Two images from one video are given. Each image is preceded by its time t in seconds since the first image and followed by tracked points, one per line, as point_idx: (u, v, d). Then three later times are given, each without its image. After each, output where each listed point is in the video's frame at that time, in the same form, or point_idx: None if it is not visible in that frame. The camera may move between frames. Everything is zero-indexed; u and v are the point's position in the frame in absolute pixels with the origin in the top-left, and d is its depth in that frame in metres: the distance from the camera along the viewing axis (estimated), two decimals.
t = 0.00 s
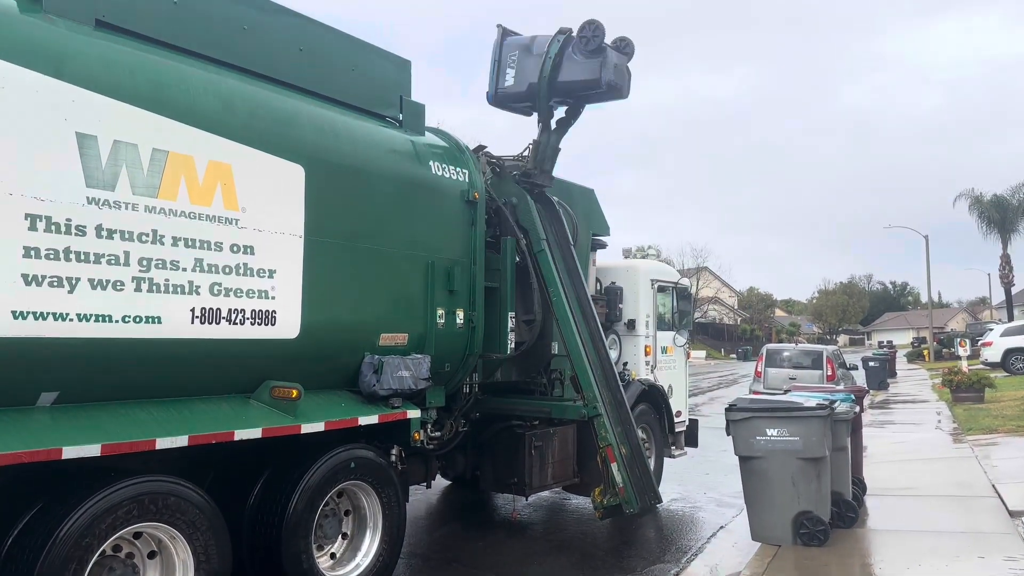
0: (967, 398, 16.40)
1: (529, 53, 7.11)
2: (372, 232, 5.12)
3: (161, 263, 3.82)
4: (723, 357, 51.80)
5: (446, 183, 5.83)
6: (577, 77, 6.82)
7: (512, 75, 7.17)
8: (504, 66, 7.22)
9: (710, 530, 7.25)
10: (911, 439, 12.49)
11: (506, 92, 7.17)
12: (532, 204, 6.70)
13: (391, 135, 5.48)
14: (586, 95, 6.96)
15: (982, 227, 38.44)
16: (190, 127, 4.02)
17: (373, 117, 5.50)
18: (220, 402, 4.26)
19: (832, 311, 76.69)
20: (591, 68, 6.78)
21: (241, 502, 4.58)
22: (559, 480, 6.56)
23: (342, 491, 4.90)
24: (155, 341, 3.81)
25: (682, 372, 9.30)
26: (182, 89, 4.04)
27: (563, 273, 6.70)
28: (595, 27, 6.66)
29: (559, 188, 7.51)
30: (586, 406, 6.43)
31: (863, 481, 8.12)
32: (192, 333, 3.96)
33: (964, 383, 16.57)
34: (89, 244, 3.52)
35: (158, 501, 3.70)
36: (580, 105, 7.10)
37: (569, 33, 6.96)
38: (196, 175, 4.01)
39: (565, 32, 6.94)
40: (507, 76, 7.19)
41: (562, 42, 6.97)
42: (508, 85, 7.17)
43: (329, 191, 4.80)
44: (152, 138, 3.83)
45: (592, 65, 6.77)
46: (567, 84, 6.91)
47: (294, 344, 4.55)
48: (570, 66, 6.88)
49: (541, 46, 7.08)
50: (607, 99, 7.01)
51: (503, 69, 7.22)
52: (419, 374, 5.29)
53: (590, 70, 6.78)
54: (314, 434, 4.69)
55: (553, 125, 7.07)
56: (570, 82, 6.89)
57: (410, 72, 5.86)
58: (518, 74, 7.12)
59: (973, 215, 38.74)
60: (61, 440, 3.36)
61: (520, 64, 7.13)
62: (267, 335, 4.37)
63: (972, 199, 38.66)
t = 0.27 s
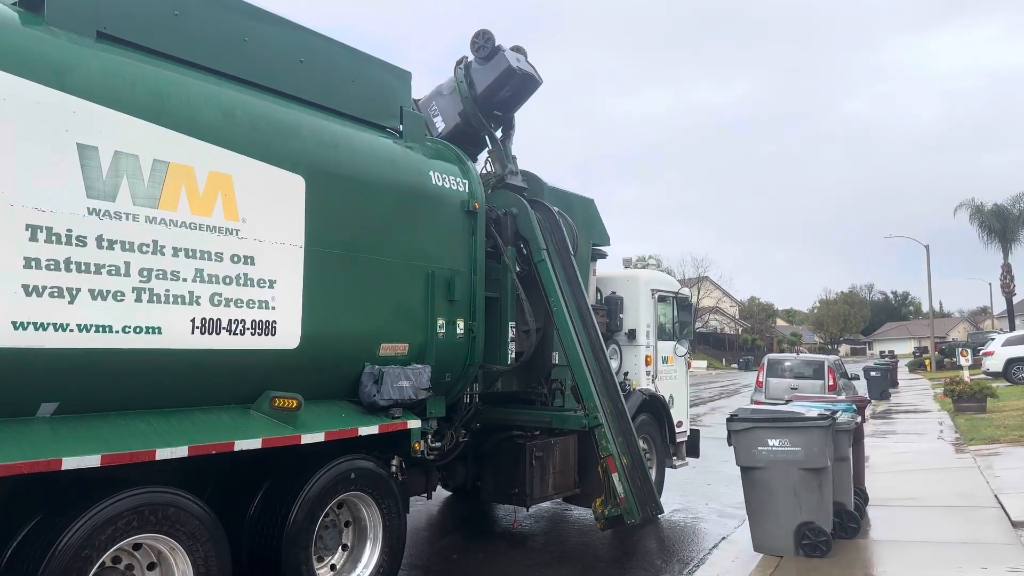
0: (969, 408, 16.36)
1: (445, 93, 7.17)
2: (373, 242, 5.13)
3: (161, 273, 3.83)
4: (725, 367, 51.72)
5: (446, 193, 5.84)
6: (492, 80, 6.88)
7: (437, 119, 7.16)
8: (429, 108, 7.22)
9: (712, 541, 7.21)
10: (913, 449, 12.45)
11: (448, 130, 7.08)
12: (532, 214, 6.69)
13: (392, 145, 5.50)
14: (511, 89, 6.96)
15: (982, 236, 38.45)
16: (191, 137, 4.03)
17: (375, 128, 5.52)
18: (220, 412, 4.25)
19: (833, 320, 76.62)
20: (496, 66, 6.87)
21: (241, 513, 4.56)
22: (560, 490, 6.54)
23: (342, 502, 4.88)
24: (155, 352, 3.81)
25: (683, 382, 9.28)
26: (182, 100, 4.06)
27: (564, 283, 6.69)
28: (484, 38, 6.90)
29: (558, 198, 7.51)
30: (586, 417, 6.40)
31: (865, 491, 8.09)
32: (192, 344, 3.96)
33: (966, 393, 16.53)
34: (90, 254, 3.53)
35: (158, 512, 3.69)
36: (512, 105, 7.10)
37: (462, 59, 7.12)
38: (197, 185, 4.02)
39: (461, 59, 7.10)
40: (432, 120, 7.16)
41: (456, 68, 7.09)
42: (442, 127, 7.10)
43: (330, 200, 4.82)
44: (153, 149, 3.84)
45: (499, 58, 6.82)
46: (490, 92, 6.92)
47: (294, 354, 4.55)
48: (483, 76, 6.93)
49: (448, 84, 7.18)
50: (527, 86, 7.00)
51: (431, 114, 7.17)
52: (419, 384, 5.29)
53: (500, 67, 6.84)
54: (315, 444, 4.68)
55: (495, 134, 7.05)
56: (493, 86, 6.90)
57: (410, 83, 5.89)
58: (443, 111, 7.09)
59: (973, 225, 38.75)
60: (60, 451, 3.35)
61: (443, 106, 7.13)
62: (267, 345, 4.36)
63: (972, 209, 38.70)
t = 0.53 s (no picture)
0: (971, 415, 16.33)
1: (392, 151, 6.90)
2: (373, 249, 5.13)
3: (161, 281, 3.83)
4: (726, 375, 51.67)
5: (446, 201, 5.85)
6: (438, 124, 6.73)
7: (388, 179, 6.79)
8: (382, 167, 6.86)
9: (713, 549, 7.19)
10: (915, 457, 12.41)
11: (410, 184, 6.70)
12: (532, 221, 6.69)
13: (393, 153, 5.51)
14: (457, 129, 6.86)
15: (983, 243, 38.45)
16: (191, 146, 4.04)
17: (375, 135, 5.53)
18: (220, 420, 4.24)
19: (834, 328, 76.55)
20: (436, 110, 6.77)
21: (240, 521, 4.55)
22: (561, 497, 6.53)
23: (343, 510, 4.87)
24: (155, 359, 3.81)
25: (684, 390, 9.27)
26: (183, 109, 4.07)
27: (564, 290, 6.68)
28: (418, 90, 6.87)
29: (559, 205, 7.52)
30: (588, 424, 6.40)
31: (867, 499, 8.07)
32: (192, 351, 3.96)
33: (969, 400, 16.49)
34: (90, 262, 3.53)
35: (158, 520, 3.68)
36: (462, 147, 6.98)
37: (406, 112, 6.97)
38: (197, 194, 4.03)
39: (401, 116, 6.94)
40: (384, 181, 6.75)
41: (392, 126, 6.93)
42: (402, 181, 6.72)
43: (330, 208, 4.81)
44: (154, 157, 3.85)
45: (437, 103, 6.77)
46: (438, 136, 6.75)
47: (294, 362, 4.54)
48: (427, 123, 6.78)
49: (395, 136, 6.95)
50: (470, 123, 6.95)
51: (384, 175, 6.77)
52: (420, 392, 5.28)
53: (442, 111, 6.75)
54: (315, 452, 4.67)
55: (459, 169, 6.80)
56: (442, 127, 6.76)
57: (410, 92, 5.91)
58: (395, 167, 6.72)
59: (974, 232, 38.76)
60: (60, 459, 3.34)
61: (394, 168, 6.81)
62: (268, 352, 4.36)
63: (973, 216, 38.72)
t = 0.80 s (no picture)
0: (973, 419, 16.31)
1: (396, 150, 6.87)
2: (375, 254, 5.13)
3: (162, 285, 3.83)
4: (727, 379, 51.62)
5: (447, 205, 5.85)
6: (442, 126, 6.72)
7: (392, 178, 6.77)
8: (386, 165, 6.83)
9: (715, 554, 7.17)
10: (916, 461, 12.39)
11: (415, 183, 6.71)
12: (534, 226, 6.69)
13: (394, 157, 5.51)
14: (460, 131, 6.87)
15: (984, 247, 38.44)
16: (192, 150, 4.04)
17: (376, 140, 5.53)
18: (221, 425, 4.24)
19: (836, 332, 76.48)
20: (439, 112, 6.75)
21: (241, 526, 4.54)
22: (562, 502, 6.52)
23: (343, 515, 4.86)
24: (156, 364, 3.80)
25: (685, 394, 9.25)
26: (184, 114, 4.07)
27: (565, 295, 6.67)
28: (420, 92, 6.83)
29: (560, 209, 7.52)
30: (590, 429, 6.41)
31: (869, 503, 8.05)
32: (193, 356, 3.96)
33: (970, 404, 16.46)
34: (92, 267, 3.53)
35: (158, 525, 3.67)
36: (465, 149, 7.00)
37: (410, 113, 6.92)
38: (198, 198, 4.03)
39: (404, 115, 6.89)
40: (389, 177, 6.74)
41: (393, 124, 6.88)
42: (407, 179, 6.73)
43: (331, 212, 4.81)
44: (155, 162, 3.85)
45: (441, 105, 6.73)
46: (442, 138, 6.76)
47: (295, 367, 4.54)
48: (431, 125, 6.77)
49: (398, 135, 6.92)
50: (472, 125, 6.98)
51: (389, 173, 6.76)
52: (421, 396, 5.27)
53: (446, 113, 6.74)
54: (316, 457, 4.67)
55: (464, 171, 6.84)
56: (446, 130, 6.77)
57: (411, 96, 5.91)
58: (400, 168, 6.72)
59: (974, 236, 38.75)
60: (61, 464, 3.34)
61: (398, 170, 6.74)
62: (269, 357, 4.36)
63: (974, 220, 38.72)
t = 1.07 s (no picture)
0: (974, 423, 16.27)
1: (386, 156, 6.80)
2: (375, 258, 5.13)
3: (163, 289, 3.83)
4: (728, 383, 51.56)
5: (448, 209, 5.85)
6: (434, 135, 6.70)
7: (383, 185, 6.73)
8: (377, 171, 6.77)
9: (716, 558, 7.15)
10: (918, 465, 12.36)
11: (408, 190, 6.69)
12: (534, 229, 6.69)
13: (395, 161, 5.51)
14: (450, 139, 6.87)
15: (984, 251, 38.42)
16: (194, 154, 4.05)
17: (377, 144, 5.53)
18: (221, 429, 4.23)
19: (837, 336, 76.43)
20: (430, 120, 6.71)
21: (241, 530, 4.53)
22: (563, 506, 6.51)
23: (343, 519, 4.85)
24: (157, 368, 3.80)
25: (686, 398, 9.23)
26: (185, 118, 4.08)
27: (566, 299, 6.67)
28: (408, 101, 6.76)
29: (560, 213, 7.52)
30: (591, 432, 6.39)
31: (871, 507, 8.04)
32: (194, 360, 3.96)
33: (972, 407, 16.43)
34: (92, 270, 3.53)
35: (159, 529, 3.67)
36: (455, 156, 7.01)
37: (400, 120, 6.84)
38: (199, 202, 4.03)
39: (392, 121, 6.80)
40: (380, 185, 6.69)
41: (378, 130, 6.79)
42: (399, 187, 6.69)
43: (331, 216, 4.81)
44: (156, 166, 3.86)
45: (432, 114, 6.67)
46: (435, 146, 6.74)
47: (295, 371, 4.53)
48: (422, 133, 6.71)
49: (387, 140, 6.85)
50: (463, 132, 6.99)
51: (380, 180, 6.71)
52: (422, 400, 5.27)
53: (437, 122, 6.70)
54: (317, 461, 4.66)
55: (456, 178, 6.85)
56: (437, 137, 6.75)
57: (411, 100, 5.92)
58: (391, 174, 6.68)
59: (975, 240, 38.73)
60: (61, 468, 3.34)
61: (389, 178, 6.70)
62: (270, 361, 4.36)
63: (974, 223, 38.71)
